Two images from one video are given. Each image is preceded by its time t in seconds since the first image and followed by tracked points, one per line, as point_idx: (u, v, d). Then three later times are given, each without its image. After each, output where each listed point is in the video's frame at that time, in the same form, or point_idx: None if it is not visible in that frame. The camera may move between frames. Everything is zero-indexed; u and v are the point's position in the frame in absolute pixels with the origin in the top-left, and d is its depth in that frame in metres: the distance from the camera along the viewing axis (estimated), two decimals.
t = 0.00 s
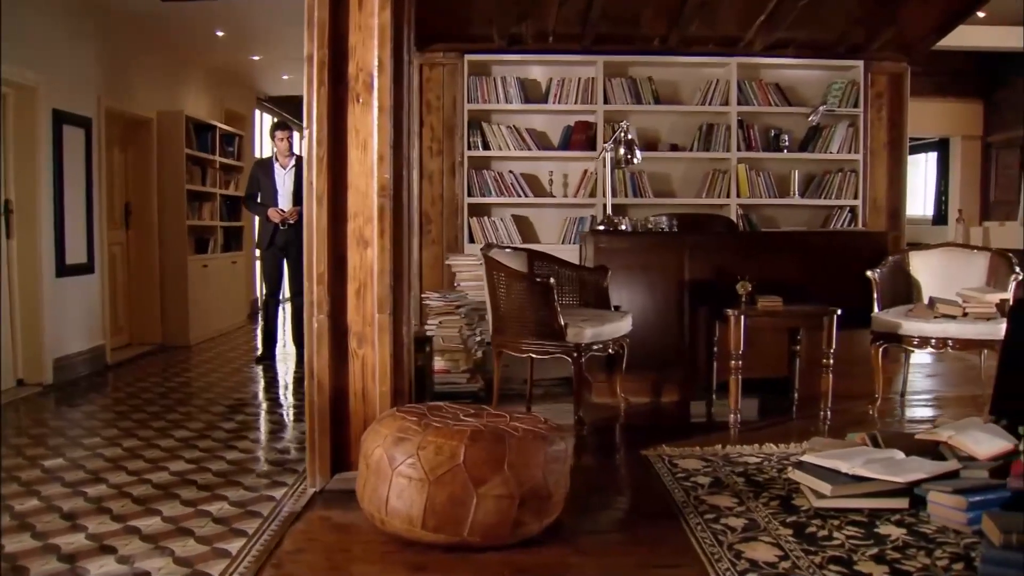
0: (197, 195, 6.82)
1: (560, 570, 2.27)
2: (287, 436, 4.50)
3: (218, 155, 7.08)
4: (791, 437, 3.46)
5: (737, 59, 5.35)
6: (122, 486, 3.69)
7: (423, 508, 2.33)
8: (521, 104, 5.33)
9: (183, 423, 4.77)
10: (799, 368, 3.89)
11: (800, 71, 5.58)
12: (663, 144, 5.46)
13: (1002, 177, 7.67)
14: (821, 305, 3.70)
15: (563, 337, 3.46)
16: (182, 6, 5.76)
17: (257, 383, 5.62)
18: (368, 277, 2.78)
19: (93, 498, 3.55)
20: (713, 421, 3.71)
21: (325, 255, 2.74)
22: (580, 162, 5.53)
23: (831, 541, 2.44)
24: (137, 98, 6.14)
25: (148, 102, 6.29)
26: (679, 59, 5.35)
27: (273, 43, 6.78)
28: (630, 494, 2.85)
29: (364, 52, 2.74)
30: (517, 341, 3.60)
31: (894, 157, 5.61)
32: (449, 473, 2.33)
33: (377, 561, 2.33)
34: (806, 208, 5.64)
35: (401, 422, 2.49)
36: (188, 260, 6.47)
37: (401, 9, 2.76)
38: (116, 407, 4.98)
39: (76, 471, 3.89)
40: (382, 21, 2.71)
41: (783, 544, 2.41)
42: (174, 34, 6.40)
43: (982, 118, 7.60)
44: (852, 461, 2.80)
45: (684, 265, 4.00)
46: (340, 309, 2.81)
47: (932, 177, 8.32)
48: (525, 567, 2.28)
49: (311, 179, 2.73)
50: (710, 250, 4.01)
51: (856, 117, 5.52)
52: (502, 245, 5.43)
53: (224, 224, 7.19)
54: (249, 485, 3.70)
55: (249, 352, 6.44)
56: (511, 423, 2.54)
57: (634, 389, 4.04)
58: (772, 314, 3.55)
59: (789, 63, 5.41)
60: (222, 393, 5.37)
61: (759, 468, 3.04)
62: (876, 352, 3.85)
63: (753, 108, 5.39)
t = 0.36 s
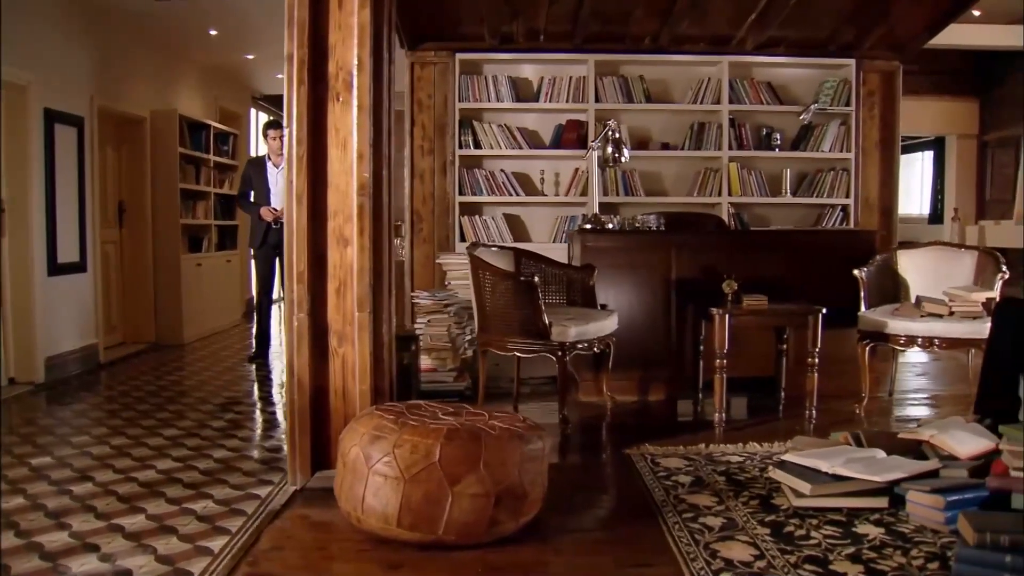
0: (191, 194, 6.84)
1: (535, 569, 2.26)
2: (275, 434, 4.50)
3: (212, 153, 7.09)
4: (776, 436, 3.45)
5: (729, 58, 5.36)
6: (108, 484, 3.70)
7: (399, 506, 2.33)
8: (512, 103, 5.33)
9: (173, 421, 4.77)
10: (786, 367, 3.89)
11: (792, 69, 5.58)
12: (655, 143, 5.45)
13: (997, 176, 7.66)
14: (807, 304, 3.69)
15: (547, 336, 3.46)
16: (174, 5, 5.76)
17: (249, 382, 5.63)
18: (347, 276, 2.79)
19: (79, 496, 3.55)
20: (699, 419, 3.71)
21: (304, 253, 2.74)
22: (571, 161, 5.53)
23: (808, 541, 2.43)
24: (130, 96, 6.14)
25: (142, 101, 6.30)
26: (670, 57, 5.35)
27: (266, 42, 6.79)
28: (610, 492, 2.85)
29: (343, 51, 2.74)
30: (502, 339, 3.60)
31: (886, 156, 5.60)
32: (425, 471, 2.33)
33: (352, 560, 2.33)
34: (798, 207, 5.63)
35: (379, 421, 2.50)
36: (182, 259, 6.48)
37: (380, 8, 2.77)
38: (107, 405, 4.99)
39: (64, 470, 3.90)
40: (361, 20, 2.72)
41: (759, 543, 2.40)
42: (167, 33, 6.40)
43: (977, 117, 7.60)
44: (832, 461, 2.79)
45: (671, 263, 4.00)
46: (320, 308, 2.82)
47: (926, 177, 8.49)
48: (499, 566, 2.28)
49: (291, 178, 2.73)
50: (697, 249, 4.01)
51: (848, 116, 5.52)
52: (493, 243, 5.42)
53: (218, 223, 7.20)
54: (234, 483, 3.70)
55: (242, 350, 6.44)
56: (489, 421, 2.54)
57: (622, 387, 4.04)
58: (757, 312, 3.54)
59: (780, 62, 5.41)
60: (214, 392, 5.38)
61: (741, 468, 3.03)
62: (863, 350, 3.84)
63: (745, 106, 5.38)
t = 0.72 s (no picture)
0: (186, 193, 6.85)
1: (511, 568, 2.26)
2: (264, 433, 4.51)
3: (207, 153, 7.11)
4: (761, 435, 3.45)
5: (720, 57, 5.36)
6: (95, 483, 3.71)
7: (375, 506, 2.34)
8: (503, 103, 5.33)
9: (164, 420, 4.78)
10: (774, 366, 3.88)
11: (784, 68, 5.57)
12: (646, 142, 5.45)
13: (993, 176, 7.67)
14: (794, 303, 3.68)
15: (532, 335, 3.46)
16: (167, 6, 5.77)
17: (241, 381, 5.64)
18: (328, 275, 2.79)
19: (65, 495, 3.56)
20: (685, 419, 3.70)
21: (285, 252, 2.75)
22: (563, 160, 5.53)
23: (786, 541, 2.42)
24: (124, 96, 6.16)
25: (136, 101, 6.31)
26: (662, 57, 5.35)
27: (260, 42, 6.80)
28: (591, 492, 2.85)
29: (324, 50, 2.75)
30: (488, 339, 3.60)
31: (878, 156, 5.60)
32: (402, 470, 2.34)
33: (329, 559, 2.34)
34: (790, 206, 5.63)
35: (357, 420, 2.51)
36: (176, 259, 6.49)
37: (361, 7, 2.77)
38: (98, 404, 5.00)
39: (52, 469, 3.91)
40: (341, 19, 2.73)
41: (737, 543, 2.39)
42: (161, 33, 6.41)
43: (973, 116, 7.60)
44: (813, 460, 2.79)
45: (659, 263, 4.00)
46: (301, 307, 2.82)
47: (923, 176, 8.59)
48: (475, 565, 2.28)
49: (272, 178, 2.74)
50: (684, 248, 4.00)
51: (840, 115, 5.52)
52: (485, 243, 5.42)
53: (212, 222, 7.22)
54: (221, 482, 3.71)
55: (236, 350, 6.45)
56: (468, 421, 2.55)
57: (609, 387, 4.04)
58: (742, 311, 3.54)
59: (772, 61, 5.41)
60: (205, 391, 5.38)
61: (724, 467, 3.02)
62: (850, 350, 3.84)
63: (737, 105, 5.38)
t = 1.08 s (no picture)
0: (180, 193, 6.87)
1: (488, 567, 2.26)
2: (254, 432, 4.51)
3: (201, 152, 7.12)
4: (747, 434, 3.44)
5: (712, 55, 5.36)
6: (83, 482, 3.71)
7: (353, 504, 2.35)
8: (495, 102, 5.33)
9: (155, 419, 4.79)
10: (761, 365, 3.88)
11: (776, 67, 5.57)
12: (638, 141, 5.44)
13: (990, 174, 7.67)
14: (780, 302, 3.68)
15: (518, 334, 3.46)
16: (161, 6, 5.78)
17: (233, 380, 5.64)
18: (310, 274, 2.80)
19: (52, 494, 3.57)
20: (672, 418, 3.70)
21: (267, 252, 2.76)
22: (555, 159, 5.52)
23: (764, 540, 2.41)
24: (118, 94, 6.16)
25: (130, 100, 6.32)
26: (654, 55, 5.35)
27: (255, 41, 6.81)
28: (574, 491, 2.85)
29: (306, 50, 2.76)
30: (475, 338, 3.60)
31: (871, 154, 5.59)
32: (379, 468, 2.35)
33: (307, 557, 2.34)
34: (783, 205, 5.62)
35: (336, 419, 2.52)
36: (170, 257, 6.50)
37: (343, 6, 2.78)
38: (89, 403, 5.01)
39: (40, 468, 3.91)
40: (323, 18, 2.73)
41: (715, 542, 2.39)
42: (155, 33, 6.42)
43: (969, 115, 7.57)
44: (795, 460, 2.78)
45: (647, 262, 4.00)
46: (283, 306, 2.83)
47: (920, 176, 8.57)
48: (452, 563, 2.28)
49: (253, 177, 2.75)
50: (672, 247, 4.00)
51: (833, 114, 5.51)
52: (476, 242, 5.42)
53: (207, 221, 7.23)
54: (208, 480, 3.71)
55: (229, 349, 6.46)
56: (448, 420, 2.55)
57: (597, 386, 4.04)
58: (728, 311, 3.54)
59: (765, 60, 5.40)
60: (197, 390, 5.39)
61: (708, 466, 3.01)
62: (838, 350, 3.83)
63: (729, 104, 5.37)
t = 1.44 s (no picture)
0: (175, 191, 6.88)
1: (467, 565, 2.26)
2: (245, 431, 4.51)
3: (196, 151, 7.13)
4: (733, 433, 3.44)
5: (705, 54, 5.34)
6: (71, 480, 3.71)
7: (332, 501, 2.36)
8: (487, 100, 5.33)
9: (147, 417, 4.79)
10: (749, 364, 3.87)
11: (769, 65, 5.56)
12: (630, 140, 5.44)
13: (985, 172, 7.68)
14: (767, 301, 3.68)
15: (505, 332, 3.46)
16: (155, 6, 5.79)
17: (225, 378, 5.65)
18: (293, 273, 2.80)
19: (40, 492, 3.57)
20: (660, 416, 3.70)
21: (249, 251, 2.76)
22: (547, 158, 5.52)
23: (744, 539, 2.41)
24: (112, 94, 6.17)
25: (124, 99, 6.33)
26: (646, 54, 5.35)
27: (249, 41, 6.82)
28: (557, 490, 2.84)
29: (288, 49, 2.76)
30: (462, 337, 3.60)
31: (864, 153, 5.58)
32: (358, 466, 2.36)
33: (287, 555, 2.35)
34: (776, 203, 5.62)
35: (317, 417, 2.53)
36: (164, 256, 6.51)
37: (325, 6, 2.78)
38: (81, 402, 5.01)
39: (29, 466, 3.91)
40: (305, 18, 2.73)
41: (694, 541, 2.38)
42: (149, 33, 6.43)
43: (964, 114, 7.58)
44: (777, 458, 2.77)
45: (636, 261, 4.00)
46: (266, 305, 2.84)
47: (915, 174, 8.56)
48: (431, 561, 2.28)
49: (236, 177, 2.75)
50: (661, 245, 4.00)
51: (825, 113, 5.50)
52: (468, 241, 5.42)
53: (201, 220, 7.24)
54: (196, 479, 3.71)
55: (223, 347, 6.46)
56: (429, 418, 2.56)
57: (586, 385, 4.04)
58: (715, 309, 3.53)
59: (757, 58, 5.40)
60: (190, 388, 5.40)
61: (691, 465, 3.01)
62: (825, 348, 3.82)
63: (721, 102, 5.37)
